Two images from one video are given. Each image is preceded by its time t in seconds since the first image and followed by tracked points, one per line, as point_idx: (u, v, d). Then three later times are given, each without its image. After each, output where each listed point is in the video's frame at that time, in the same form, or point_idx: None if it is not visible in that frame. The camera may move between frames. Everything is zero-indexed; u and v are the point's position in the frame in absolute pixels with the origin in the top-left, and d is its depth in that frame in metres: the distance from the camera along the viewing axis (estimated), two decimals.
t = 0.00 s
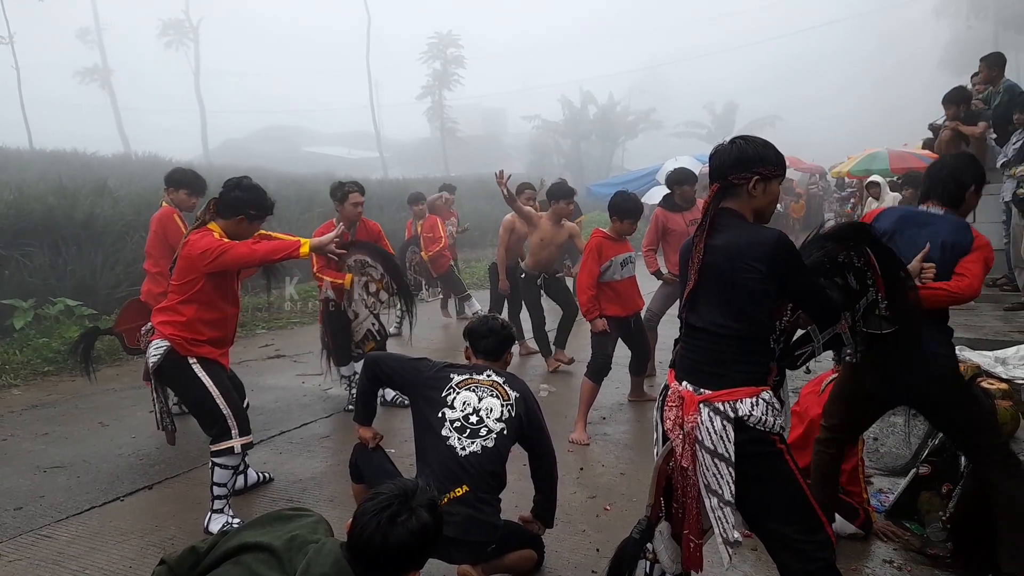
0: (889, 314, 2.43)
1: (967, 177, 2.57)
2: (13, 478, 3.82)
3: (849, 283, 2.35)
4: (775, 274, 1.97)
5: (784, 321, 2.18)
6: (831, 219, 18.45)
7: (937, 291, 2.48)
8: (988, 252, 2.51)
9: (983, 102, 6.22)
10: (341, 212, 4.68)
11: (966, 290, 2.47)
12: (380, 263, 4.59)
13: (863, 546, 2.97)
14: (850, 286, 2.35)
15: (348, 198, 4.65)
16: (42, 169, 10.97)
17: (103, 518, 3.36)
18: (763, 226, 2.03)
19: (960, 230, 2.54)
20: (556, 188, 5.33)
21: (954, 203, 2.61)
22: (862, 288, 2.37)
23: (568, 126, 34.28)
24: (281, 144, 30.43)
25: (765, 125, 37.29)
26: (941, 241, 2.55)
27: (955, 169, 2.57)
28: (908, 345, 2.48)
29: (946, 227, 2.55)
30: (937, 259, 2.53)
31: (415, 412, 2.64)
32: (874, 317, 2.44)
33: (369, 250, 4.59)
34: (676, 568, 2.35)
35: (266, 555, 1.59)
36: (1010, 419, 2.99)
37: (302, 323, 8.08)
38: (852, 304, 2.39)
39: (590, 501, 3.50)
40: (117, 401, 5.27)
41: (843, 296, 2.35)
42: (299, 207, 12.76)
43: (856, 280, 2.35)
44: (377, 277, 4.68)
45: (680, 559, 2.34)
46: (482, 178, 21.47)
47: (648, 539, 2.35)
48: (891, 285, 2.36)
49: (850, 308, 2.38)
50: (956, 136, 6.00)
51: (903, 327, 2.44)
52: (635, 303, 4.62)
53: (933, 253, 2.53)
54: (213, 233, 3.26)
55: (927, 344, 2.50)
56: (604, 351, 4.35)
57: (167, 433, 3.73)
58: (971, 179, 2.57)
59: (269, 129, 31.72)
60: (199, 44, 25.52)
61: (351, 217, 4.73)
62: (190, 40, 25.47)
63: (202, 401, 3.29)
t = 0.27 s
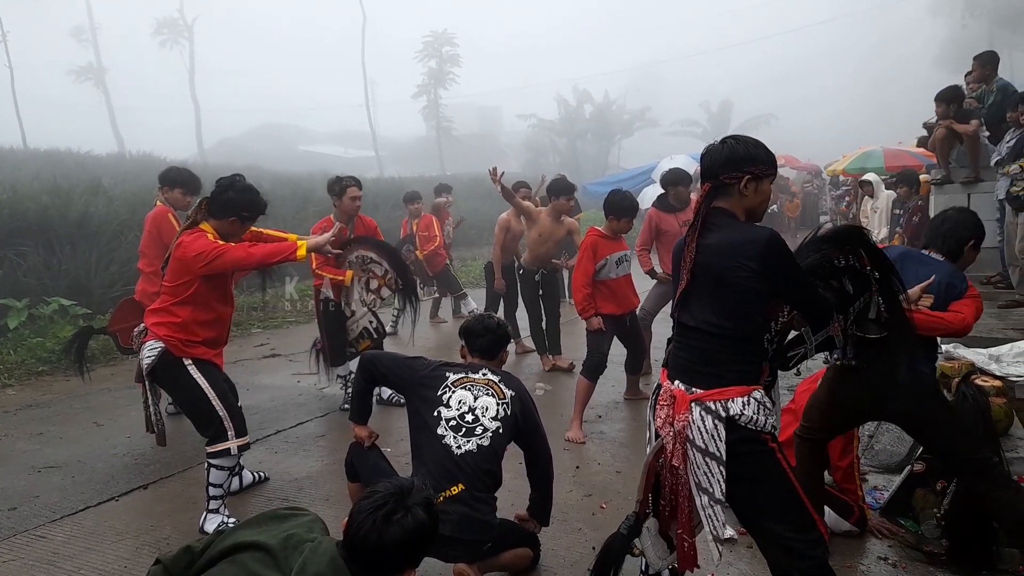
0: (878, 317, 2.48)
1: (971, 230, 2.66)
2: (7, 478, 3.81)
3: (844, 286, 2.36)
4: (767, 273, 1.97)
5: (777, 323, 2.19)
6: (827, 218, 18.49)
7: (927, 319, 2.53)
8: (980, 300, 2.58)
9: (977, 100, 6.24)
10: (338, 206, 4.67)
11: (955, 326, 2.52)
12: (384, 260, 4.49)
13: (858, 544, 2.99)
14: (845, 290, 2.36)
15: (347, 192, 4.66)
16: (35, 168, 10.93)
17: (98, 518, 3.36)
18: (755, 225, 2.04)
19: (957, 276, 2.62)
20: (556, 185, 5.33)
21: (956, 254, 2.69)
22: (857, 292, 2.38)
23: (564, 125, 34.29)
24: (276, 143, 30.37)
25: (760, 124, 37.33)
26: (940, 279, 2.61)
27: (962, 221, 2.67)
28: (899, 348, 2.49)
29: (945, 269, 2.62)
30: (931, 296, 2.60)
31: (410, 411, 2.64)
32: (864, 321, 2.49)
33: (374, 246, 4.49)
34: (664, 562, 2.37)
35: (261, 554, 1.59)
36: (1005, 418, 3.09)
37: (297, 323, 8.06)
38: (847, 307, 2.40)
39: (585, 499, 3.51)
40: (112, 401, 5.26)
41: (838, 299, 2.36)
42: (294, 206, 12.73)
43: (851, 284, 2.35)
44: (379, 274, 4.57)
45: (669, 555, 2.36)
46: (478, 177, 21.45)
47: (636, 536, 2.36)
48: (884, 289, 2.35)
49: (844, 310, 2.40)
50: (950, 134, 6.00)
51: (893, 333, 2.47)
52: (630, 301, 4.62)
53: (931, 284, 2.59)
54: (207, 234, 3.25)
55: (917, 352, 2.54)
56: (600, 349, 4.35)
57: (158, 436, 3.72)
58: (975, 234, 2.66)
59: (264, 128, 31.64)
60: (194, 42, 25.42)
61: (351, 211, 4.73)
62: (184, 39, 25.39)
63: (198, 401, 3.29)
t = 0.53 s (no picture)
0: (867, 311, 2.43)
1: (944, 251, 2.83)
2: None
3: (833, 280, 2.36)
4: (757, 269, 1.98)
5: (768, 318, 2.20)
6: (819, 212, 18.55)
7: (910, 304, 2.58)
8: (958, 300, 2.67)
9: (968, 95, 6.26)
10: (333, 200, 4.67)
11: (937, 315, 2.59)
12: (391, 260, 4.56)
13: (850, 537, 3.00)
14: (834, 284, 2.36)
15: (341, 186, 4.66)
16: (25, 166, 10.85)
17: (90, 517, 3.35)
18: (747, 221, 2.05)
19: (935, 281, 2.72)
20: (553, 186, 5.29)
21: (930, 270, 2.84)
22: (846, 286, 2.37)
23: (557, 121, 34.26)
24: (269, 140, 30.24)
25: (753, 119, 37.38)
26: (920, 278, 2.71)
27: (933, 241, 2.85)
28: (884, 341, 2.48)
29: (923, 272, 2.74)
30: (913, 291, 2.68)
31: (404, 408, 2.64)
32: (854, 315, 2.44)
33: (381, 244, 4.55)
34: (655, 556, 2.41)
35: (255, 553, 1.59)
36: (995, 411, 3.07)
37: (290, 320, 8.05)
38: (835, 301, 2.40)
39: (580, 495, 3.52)
40: (104, 400, 5.24)
41: (826, 294, 2.37)
42: (286, 203, 12.69)
43: (840, 277, 2.36)
44: (381, 272, 4.62)
45: (660, 549, 2.40)
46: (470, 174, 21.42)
47: (630, 531, 2.36)
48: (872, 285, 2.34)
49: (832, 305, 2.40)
50: (941, 129, 6.03)
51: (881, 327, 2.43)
52: (623, 297, 4.63)
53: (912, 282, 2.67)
54: (198, 233, 3.23)
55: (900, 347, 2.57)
56: (594, 345, 4.36)
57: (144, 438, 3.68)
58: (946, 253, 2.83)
59: (256, 125, 31.50)
60: (184, 39, 25.26)
61: (346, 205, 4.74)
62: (175, 36, 25.23)
63: (193, 400, 3.28)
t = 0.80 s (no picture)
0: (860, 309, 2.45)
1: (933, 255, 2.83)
2: None
3: (828, 278, 2.36)
4: (752, 266, 1.98)
5: (763, 316, 2.20)
6: (815, 209, 18.58)
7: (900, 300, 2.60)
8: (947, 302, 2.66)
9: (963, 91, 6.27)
10: (328, 195, 4.66)
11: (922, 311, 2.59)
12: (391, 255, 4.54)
13: (846, 533, 3.02)
14: (829, 282, 2.37)
15: (335, 181, 4.66)
16: (19, 164, 10.81)
17: (86, 516, 3.34)
18: (742, 218, 2.05)
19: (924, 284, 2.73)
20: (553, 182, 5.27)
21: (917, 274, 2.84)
22: (841, 283, 2.37)
23: (553, 118, 34.24)
24: (264, 137, 30.16)
25: (749, 116, 37.39)
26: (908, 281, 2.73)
27: (921, 244, 2.86)
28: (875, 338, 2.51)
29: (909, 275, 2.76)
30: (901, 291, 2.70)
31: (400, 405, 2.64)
32: (846, 311, 2.45)
33: (381, 239, 4.53)
34: (651, 553, 2.41)
35: (249, 550, 1.59)
36: (990, 406, 3.06)
37: (286, 318, 8.03)
38: (829, 298, 2.40)
39: (576, 492, 3.52)
40: (99, 399, 5.22)
41: (821, 291, 2.38)
42: (282, 200, 12.67)
43: (836, 275, 2.36)
44: (381, 267, 4.60)
45: (656, 546, 2.40)
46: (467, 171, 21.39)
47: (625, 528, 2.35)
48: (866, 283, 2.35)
49: (826, 302, 2.41)
50: (936, 125, 6.04)
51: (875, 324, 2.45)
52: (619, 294, 4.64)
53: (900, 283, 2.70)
54: (192, 230, 3.21)
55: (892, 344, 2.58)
56: (590, 342, 4.36)
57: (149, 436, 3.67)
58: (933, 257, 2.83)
59: (252, 122, 31.41)
60: (179, 36, 25.15)
61: (341, 200, 4.73)
62: (170, 33, 25.14)
63: (188, 398, 3.28)
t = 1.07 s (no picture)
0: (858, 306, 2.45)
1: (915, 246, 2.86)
2: None
3: (826, 276, 2.37)
4: (750, 266, 1.98)
5: (760, 315, 2.20)
6: (813, 208, 18.60)
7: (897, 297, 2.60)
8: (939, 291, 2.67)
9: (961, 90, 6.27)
10: (325, 195, 4.64)
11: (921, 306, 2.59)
12: (394, 257, 4.57)
13: (845, 532, 3.02)
14: (827, 279, 2.37)
15: (331, 180, 4.62)
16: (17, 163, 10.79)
17: (84, 515, 3.34)
18: (740, 217, 2.05)
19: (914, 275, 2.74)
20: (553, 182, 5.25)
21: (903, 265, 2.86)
22: (838, 280, 2.38)
23: (552, 117, 34.23)
24: (263, 136, 30.14)
25: (748, 116, 37.39)
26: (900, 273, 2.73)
27: (902, 235, 2.88)
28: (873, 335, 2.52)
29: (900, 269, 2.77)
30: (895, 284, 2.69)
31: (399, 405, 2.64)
32: (844, 309, 2.45)
33: (384, 240, 4.56)
34: (651, 553, 2.43)
35: (249, 549, 1.59)
36: (988, 406, 3.06)
37: (285, 317, 8.02)
38: (827, 296, 2.41)
39: (575, 491, 3.52)
40: (98, 398, 5.22)
41: (818, 289, 2.38)
42: (281, 199, 12.66)
43: (833, 273, 2.36)
44: (383, 268, 4.64)
45: (656, 546, 2.42)
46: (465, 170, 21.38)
47: (625, 528, 2.36)
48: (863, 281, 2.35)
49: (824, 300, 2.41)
50: (935, 124, 6.05)
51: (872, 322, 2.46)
52: (617, 293, 4.64)
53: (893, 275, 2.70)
54: (186, 228, 3.21)
55: (891, 342, 2.59)
56: (588, 341, 4.37)
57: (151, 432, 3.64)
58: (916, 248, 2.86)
59: (250, 121, 31.37)
60: (177, 34, 25.09)
61: (337, 199, 4.71)
62: (168, 31, 25.10)
63: (189, 396, 3.27)
